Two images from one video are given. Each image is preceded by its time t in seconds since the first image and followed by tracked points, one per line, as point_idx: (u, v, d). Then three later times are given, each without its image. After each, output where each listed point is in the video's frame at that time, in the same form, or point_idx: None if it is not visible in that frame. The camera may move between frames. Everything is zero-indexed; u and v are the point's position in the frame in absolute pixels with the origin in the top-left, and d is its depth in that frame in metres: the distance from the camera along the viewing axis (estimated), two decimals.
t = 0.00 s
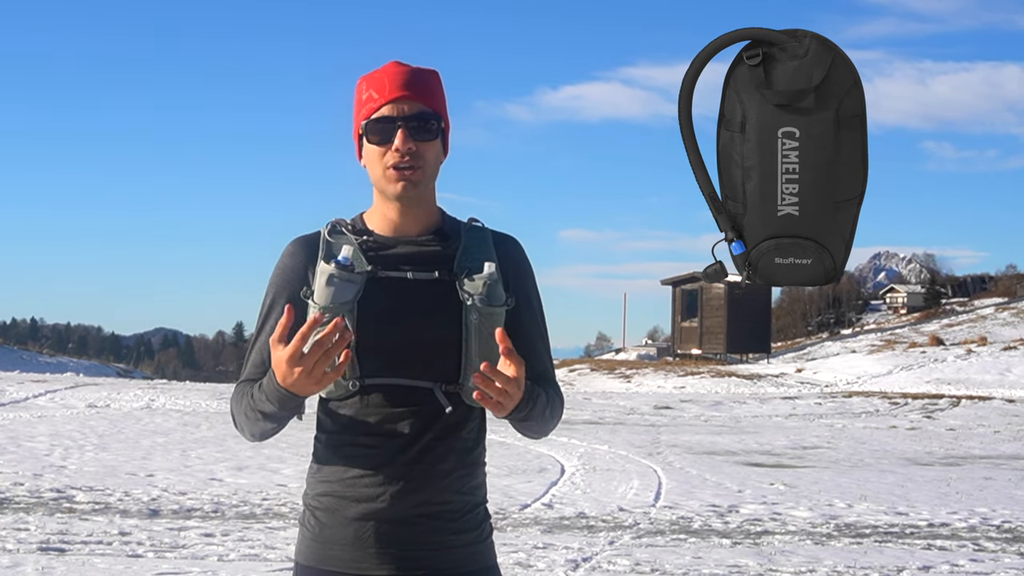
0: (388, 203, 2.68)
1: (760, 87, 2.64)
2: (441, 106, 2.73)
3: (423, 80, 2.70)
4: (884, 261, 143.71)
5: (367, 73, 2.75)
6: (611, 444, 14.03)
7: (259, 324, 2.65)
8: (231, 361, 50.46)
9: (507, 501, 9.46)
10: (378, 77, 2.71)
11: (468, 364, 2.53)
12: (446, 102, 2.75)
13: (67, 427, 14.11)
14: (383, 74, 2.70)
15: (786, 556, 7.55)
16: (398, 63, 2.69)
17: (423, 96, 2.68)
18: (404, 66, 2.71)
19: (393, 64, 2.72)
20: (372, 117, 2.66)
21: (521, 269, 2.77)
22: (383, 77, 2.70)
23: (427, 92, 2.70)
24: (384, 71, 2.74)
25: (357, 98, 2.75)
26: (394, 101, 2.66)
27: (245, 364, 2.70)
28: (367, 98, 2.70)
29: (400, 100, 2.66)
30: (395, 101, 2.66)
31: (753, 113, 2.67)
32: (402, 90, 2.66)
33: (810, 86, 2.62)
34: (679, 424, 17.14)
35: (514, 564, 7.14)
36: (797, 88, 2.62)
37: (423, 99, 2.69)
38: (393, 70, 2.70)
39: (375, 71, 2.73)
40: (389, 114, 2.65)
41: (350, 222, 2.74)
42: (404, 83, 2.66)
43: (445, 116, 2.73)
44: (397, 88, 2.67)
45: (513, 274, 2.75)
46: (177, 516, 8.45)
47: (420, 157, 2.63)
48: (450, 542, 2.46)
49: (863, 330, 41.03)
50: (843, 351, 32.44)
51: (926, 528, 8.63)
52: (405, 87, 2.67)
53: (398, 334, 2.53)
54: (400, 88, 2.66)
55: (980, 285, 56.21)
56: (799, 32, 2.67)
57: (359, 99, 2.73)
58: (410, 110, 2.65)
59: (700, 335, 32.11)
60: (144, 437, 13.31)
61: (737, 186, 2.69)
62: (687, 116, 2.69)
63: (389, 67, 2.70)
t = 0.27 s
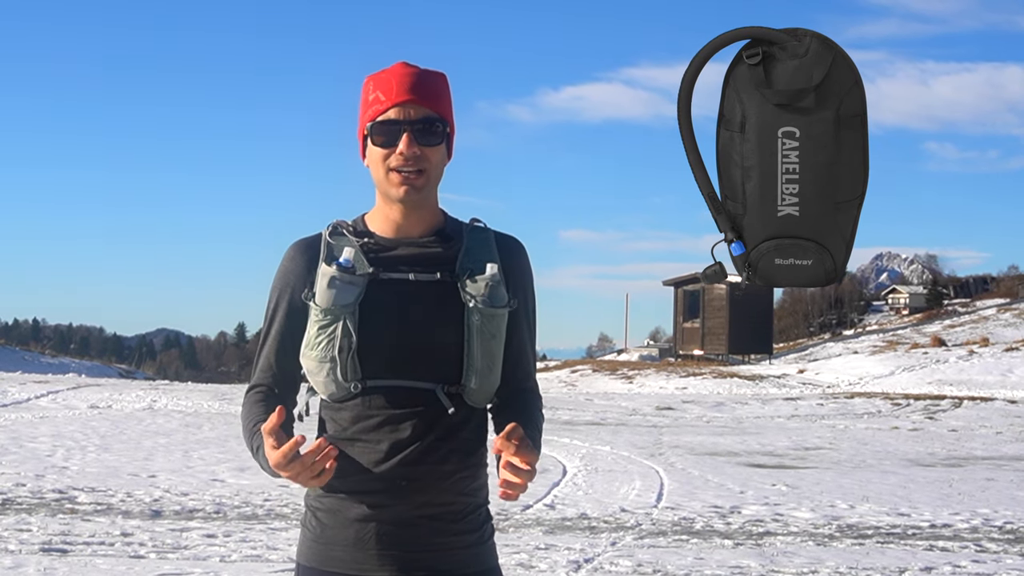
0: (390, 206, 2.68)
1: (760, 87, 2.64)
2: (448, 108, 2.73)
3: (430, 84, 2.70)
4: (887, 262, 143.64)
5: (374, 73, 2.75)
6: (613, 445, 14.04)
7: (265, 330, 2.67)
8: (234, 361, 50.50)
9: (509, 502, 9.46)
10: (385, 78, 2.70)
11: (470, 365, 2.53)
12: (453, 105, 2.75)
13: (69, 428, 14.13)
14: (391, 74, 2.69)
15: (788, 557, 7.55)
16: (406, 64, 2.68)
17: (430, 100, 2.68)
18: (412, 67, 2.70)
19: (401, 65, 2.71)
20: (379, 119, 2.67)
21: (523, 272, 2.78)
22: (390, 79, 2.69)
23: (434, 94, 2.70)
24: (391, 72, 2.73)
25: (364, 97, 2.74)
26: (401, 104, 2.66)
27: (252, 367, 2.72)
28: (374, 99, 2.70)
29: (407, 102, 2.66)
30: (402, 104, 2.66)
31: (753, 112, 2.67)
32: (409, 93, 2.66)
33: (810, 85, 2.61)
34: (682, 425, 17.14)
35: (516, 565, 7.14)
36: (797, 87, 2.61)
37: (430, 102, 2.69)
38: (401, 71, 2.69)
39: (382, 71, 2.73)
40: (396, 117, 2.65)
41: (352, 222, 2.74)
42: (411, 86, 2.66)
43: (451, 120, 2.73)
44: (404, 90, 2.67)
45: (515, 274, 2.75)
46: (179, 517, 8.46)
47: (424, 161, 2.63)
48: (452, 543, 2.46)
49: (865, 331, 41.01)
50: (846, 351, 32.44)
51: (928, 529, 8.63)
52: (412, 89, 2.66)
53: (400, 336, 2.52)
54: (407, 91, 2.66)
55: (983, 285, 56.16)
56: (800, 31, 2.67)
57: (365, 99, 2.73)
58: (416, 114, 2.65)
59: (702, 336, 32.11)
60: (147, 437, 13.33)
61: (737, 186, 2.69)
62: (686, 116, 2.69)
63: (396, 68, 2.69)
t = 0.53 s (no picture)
0: (392, 206, 2.68)
1: (760, 86, 2.63)
2: (452, 109, 2.73)
3: (435, 84, 2.69)
4: (889, 263, 143.57)
5: (380, 73, 2.74)
6: (615, 446, 14.03)
7: (263, 327, 2.66)
8: (236, 362, 50.55)
9: (511, 502, 9.46)
10: (390, 78, 2.70)
11: (471, 366, 2.53)
12: (456, 106, 2.75)
13: (71, 428, 14.15)
14: (396, 75, 2.69)
15: (790, 557, 7.55)
16: (411, 66, 2.68)
17: (434, 100, 2.67)
18: (417, 69, 2.70)
19: (406, 66, 2.71)
20: (383, 119, 2.66)
21: (523, 273, 2.78)
22: (395, 80, 2.69)
23: (438, 96, 2.69)
24: (396, 72, 2.73)
25: (369, 97, 2.74)
26: (405, 104, 2.65)
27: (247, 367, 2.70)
28: (379, 98, 2.69)
29: (412, 103, 2.65)
30: (406, 104, 2.66)
31: (753, 112, 2.66)
32: (415, 93, 2.65)
33: (810, 84, 2.61)
34: (684, 425, 17.14)
35: (518, 565, 7.14)
36: (797, 87, 2.61)
37: (434, 102, 2.68)
38: (406, 71, 2.69)
39: (388, 71, 2.72)
40: (400, 117, 2.65)
41: (353, 223, 2.74)
42: (416, 87, 2.66)
43: (454, 121, 2.73)
44: (409, 91, 2.67)
45: (515, 276, 2.76)
46: (181, 518, 8.46)
47: (427, 162, 2.63)
48: (451, 544, 2.46)
49: (867, 332, 41.00)
50: (848, 352, 32.43)
51: (930, 529, 8.63)
52: (417, 90, 2.66)
53: (401, 337, 2.53)
54: (411, 91, 2.65)
55: (985, 286, 56.12)
56: (800, 30, 2.66)
57: (370, 99, 2.73)
58: (420, 115, 2.65)
59: (704, 336, 32.11)
60: (149, 438, 13.33)
61: (737, 186, 2.68)
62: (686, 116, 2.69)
63: (402, 68, 2.69)
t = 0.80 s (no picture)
0: (393, 207, 2.68)
1: (760, 85, 2.63)
2: (452, 110, 2.72)
3: (435, 85, 2.69)
4: (890, 263, 143.47)
5: (381, 74, 2.74)
6: (617, 446, 14.03)
7: (264, 327, 2.65)
8: (237, 362, 50.54)
9: (512, 502, 9.46)
10: (392, 78, 2.70)
11: (471, 367, 2.53)
12: (457, 107, 2.74)
13: (72, 429, 14.15)
14: (397, 75, 2.69)
15: (792, 557, 7.54)
16: (412, 66, 2.68)
17: (435, 100, 2.67)
18: (417, 69, 2.69)
19: (406, 66, 2.70)
20: (384, 118, 2.66)
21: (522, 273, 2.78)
22: (396, 80, 2.69)
23: (438, 96, 2.69)
24: (396, 73, 2.73)
25: (369, 97, 2.73)
26: (406, 104, 2.65)
27: (248, 369, 2.69)
28: (380, 99, 2.69)
29: (413, 103, 2.65)
30: (408, 104, 2.65)
31: (753, 112, 2.65)
32: (415, 94, 2.65)
33: (810, 84, 2.60)
34: (685, 425, 17.13)
35: (519, 566, 7.14)
36: (797, 87, 2.60)
37: (434, 102, 2.68)
38: (407, 72, 2.69)
39: (389, 72, 2.72)
40: (401, 117, 2.64)
41: (353, 225, 2.74)
42: (417, 87, 2.66)
43: (455, 121, 2.72)
44: (410, 91, 2.66)
45: (514, 277, 2.75)
46: (183, 518, 8.46)
47: (428, 162, 2.63)
48: (452, 544, 2.45)
49: (868, 332, 40.98)
50: (849, 352, 32.41)
51: (932, 529, 8.62)
52: (418, 90, 2.66)
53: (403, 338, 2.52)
54: (413, 91, 2.65)
55: (986, 285, 56.06)
56: (800, 29, 2.65)
57: (370, 99, 2.72)
58: (421, 114, 2.65)
59: (705, 336, 32.10)
60: (150, 438, 13.34)
61: (736, 187, 2.68)
62: (686, 116, 2.68)
63: (403, 69, 2.69)
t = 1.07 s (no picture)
0: (390, 204, 2.68)
1: (760, 85, 2.62)
2: (452, 108, 2.72)
3: (436, 83, 2.69)
4: (890, 262, 143.43)
5: (381, 71, 2.73)
6: (617, 445, 14.02)
7: (263, 323, 2.65)
8: (237, 362, 50.51)
9: (512, 501, 9.46)
10: (392, 76, 2.69)
11: (469, 366, 2.53)
12: (456, 105, 2.74)
13: (72, 428, 14.15)
14: (398, 73, 2.68)
15: (791, 557, 7.55)
16: (412, 64, 2.68)
17: (435, 99, 2.67)
18: (418, 67, 2.69)
19: (407, 64, 2.70)
20: (383, 116, 2.66)
21: (519, 272, 2.77)
22: (397, 77, 2.68)
23: (438, 94, 2.68)
24: (397, 70, 2.72)
25: (369, 94, 2.73)
26: (406, 102, 2.65)
27: (246, 368, 2.68)
28: (380, 96, 2.69)
29: (412, 101, 2.65)
30: (408, 102, 2.65)
31: (753, 111, 2.65)
32: (415, 91, 2.64)
33: (811, 83, 2.60)
34: (685, 425, 17.13)
35: (519, 565, 7.14)
36: (797, 86, 2.60)
37: (434, 101, 2.68)
38: (407, 70, 2.68)
39: (390, 68, 2.72)
40: (401, 114, 2.64)
41: (350, 222, 2.74)
42: (417, 85, 2.65)
43: (454, 120, 2.72)
44: (410, 89, 2.66)
45: (511, 274, 2.75)
46: (183, 517, 8.46)
47: (427, 161, 2.63)
48: (452, 543, 2.45)
49: (868, 331, 40.97)
50: (849, 351, 32.40)
51: (932, 528, 8.62)
52: (418, 88, 2.65)
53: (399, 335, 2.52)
54: (413, 88, 2.64)
55: (986, 285, 56.04)
56: (800, 28, 2.64)
57: (370, 96, 2.72)
58: (422, 112, 2.64)
59: (705, 336, 32.09)
60: (150, 437, 13.34)
61: (737, 187, 2.68)
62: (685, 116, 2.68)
63: (403, 66, 2.69)
